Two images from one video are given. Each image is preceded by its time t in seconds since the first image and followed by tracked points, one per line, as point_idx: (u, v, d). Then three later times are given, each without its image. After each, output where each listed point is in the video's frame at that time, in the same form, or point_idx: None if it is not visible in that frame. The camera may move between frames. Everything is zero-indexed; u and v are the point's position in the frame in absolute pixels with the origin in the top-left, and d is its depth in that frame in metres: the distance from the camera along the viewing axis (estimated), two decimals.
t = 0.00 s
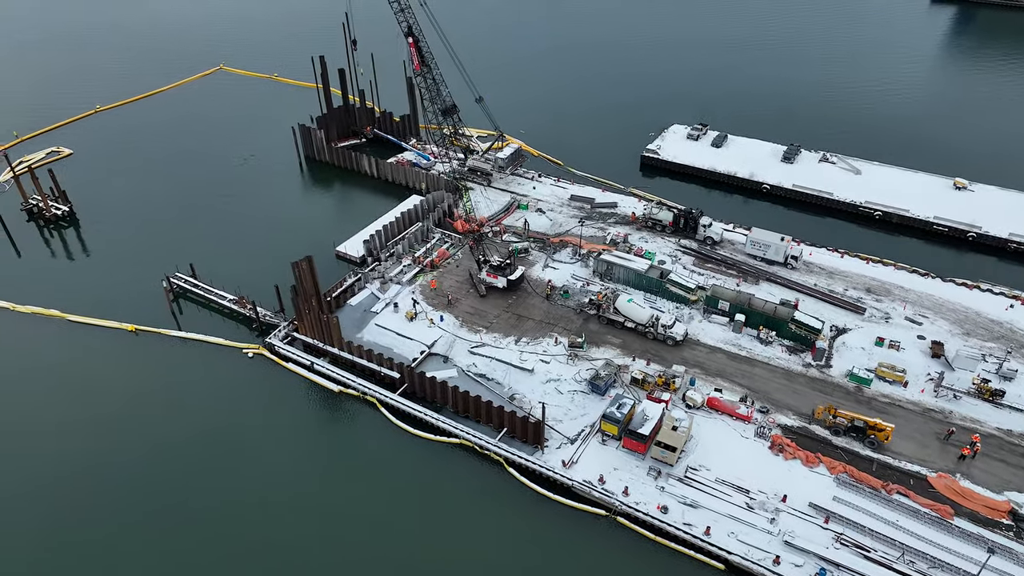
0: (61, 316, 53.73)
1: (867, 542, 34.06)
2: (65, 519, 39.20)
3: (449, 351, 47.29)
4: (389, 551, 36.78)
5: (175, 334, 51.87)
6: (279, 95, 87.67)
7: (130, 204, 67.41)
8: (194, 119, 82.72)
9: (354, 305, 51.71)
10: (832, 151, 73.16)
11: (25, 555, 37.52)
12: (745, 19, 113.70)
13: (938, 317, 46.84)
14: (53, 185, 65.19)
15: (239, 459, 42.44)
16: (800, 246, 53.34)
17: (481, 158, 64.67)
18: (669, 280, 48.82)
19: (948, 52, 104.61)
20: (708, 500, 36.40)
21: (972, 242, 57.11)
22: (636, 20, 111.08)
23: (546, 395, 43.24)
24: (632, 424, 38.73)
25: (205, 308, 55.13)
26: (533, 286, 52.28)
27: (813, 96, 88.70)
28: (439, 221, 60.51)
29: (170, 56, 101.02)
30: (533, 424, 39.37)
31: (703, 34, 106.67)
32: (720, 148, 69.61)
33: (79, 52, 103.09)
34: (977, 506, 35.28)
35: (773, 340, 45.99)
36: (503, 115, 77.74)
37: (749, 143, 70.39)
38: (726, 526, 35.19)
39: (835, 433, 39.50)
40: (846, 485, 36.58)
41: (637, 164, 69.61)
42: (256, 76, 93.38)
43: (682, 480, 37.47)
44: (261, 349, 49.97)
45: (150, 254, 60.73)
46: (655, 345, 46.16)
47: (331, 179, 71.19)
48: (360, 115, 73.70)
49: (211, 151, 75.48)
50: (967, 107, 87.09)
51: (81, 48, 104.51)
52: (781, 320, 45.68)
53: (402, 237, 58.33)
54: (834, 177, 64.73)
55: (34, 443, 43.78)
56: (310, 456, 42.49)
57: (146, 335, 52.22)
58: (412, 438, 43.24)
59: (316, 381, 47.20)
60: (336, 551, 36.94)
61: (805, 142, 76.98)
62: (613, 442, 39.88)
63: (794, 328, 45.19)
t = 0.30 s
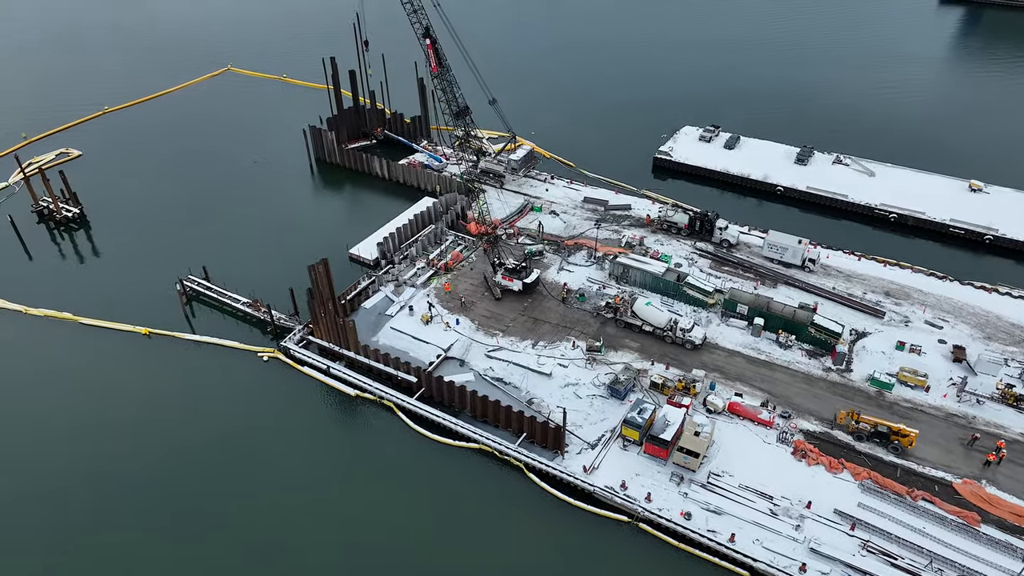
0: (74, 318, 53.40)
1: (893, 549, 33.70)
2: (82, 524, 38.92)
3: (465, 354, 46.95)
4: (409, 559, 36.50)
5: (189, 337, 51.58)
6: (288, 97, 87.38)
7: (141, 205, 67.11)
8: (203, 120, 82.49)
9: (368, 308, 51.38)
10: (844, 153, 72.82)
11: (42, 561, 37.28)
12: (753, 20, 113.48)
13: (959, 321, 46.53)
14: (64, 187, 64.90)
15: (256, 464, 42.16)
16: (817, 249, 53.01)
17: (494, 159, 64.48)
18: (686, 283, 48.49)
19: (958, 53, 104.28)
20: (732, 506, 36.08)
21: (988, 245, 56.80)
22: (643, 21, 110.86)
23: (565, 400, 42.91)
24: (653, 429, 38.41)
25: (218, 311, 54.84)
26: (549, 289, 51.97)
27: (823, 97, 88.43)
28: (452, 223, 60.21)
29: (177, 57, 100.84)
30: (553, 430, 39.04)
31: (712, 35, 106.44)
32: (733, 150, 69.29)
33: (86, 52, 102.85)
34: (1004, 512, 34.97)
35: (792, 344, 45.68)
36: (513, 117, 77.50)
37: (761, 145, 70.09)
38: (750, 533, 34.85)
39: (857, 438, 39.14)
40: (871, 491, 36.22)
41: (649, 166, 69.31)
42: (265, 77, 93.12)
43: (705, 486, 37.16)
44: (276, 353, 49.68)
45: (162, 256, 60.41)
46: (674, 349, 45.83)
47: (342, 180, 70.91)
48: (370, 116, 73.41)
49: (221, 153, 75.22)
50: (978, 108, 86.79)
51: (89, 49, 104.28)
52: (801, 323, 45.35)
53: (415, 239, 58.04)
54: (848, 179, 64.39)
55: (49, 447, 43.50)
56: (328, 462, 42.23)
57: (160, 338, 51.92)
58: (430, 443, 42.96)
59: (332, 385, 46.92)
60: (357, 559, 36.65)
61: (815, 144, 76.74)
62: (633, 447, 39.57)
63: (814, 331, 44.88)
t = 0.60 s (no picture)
0: (87, 322, 53.22)
1: (920, 557, 33.34)
2: (97, 528, 38.84)
3: (482, 358, 46.61)
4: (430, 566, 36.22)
5: (203, 341, 51.35)
6: (298, 98, 87.24)
7: (153, 208, 66.97)
8: (212, 122, 82.33)
9: (383, 311, 51.05)
10: (857, 155, 72.59)
11: (61, 564, 37.33)
12: (761, 21, 113.30)
13: (979, 325, 46.20)
14: (75, 189, 64.74)
15: (274, 469, 41.90)
16: (834, 252, 52.70)
17: (507, 161, 64.32)
18: (704, 287, 48.18)
19: (967, 54, 103.96)
20: (756, 513, 35.74)
21: (1005, 247, 56.51)
22: (652, 22, 110.65)
23: (584, 404, 42.59)
24: (675, 434, 38.08)
25: (232, 314, 54.63)
26: (565, 292, 51.63)
27: (833, 98, 88.23)
28: (465, 226, 59.93)
29: (185, 58, 100.76)
30: (574, 435, 38.72)
31: (720, 36, 106.24)
32: (745, 151, 69.00)
33: (94, 53, 102.80)
34: None
35: (812, 347, 45.40)
36: (524, 119, 77.28)
37: (774, 146, 69.78)
38: (775, 540, 34.49)
39: (881, 443, 38.80)
40: (896, 498, 35.86)
41: (662, 168, 69.07)
42: (274, 79, 92.97)
43: (728, 492, 36.82)
44: (292, 357, 49.41)
45: (175, 259, 60.27)
46: (693, 353, 45.53)
47: (353, 182, 70.66)
48: (381, 117, 73.13)
49: (231, 155, 75.03)
50: (989, 109, 86.45)
51: (96, 50, 104.24)
52: (820, 327, 45.03)
53: (429, 242, 57.72)
54: (862, 181, 64.08)
55: (65, 452, 43.39)
56: (346, 467, 41.97)
57: (174, 342, 51.72)
58: (449, 447, 42.65)
59: (349, 389, 46.63)
60: (377, 566, 36.37)
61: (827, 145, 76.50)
62: (655, 453, 39.24)
63: (833, 335, 44.59)
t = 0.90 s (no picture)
0: (99, 325, 52.93)
1: (948, 565, 32.98)
2: (114, 535, 38.50)
3: (498, 362, 46.28)
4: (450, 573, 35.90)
5: (217, 344, 51.05)
6: (306, 99, 86.96)
7: (163, 210, 66.65)
8: (221, 123, 82.16)
9: (398, 314, 50.71)
10: (869, 156, 72.29)
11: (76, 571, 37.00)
12: (768, 22, 113.17)
13: (1000, 329, 45.87)
14: (85, 190, 64.48)
15: (291, 474, 41.62)
16: (851, 255, 52.38)
17: (519, 162, 63.91)
18: (722, 290, 47.87)
19: (977, 54, 103.61)
20: (780, 520, 35.43)
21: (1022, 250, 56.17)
22: (659, 24, 110.48)
23: (603, 409, 42.26)
24: (697, 439, 37.78)
25: (245, 317, 54.30)
26: (580, 295, 51.29)
27: (843, 99, 87.96)
28: (478, 228, 59.63)
29: (193, 60, 100.65)
30: (595, 440, 38.40)
31: (728, 37, 106.00)
32: (758, 153, 68.70)
33: (102, 56, 102.71)
34: None
35: (831, 351, 45.07)
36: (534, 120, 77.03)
37: (787, 148, 69.47)
38: (800, 548, 34.15)
39: (904, 449, 38.46)
40: (921, 504, 35.53)
41: (674, 170, 68.79)
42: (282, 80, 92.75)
43: (752, 498, 36.51)
44: (307, 360, 49.09)
45: (186, 261, 59.95)
46: (711, 357, 45.26)
47: (363, 183, 70.36)
48: (391, 119, 72.83)
49: (241, 157, 74.75)
50: (1000, 109, 86.07)
51: (103, 53, 104.04)
52: (840, 331, 44.70)
53: (442, 244, 57.40)
54: (876, 183, 63.79)
55: (80, 456, 43.05)
56: (364, 472, 41.69)
57: (187, 345, 51.40)
58: (467, 452, 42.34)
59: (365, 393, 46.31)
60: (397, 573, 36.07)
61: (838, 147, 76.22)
62: (676, 458, 38.93)
63: (853, 339, 44.26)
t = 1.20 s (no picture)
0: (111, 327, 52.58)
1: (974, 572, 32.63)
2: (129, 540, 38.18)
3: (514, 365, 45.95)
4: None
5: (230, 347, 50.70)
6: (315, 100, 86.63)
7: (173, 211, 66.30)
8: (230, 124, 81.88)
9: (411, 317, 50.39)
10: (881, 157, 71.96)
11: None
12: (776, 23, 112.93)
13: (1019, 333, 45.54)
14: (95, 191, 64.19)
15: (307, 479, 41.29)
16: (867, 257, 52.07)
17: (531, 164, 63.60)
18: (738, 293, 47.52)
19: (987, 55, 103.20)
20: (803, 526, 35.06)
21: None
22: (667, 25, 110.33)
23: (621, 413, 41.95)
24: (718, 444, 37.46)
25: (258, 320, 53.93)
26: (595, 298, 50.94)
27: (853, 100, 87.65)
28: (490, 230, 59.31)
29: (200, 60, 100.47)
30: (614, 445, 38.07)
31: (737, 38, 105.77)
32: (770, 155, 68.36)
33: (109, 56, 102.60)
34: None
35: (850, 355, 44.72)
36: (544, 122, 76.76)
37: (799, 150, 69.10)
38: (824, 554, 33.79)
39: (926, 454, 38.13)
40: (945, 510, 35.17)
41: (686, 171, 68.46)
42: (290, 81, 92.50)
43: (774, 504, 36.15)
44: (321, 363, 48.73)
45: (198, 263, 59.58)
46: (729, 361, 44.95)
47: (374, 184, 70.03)
48: (402, 119, 72.48)
49: (250, 158, 74.45)
50: (1012, 110, 85.69)
51: (111, 54, 103.79)
52: (858, 334, 44.37)
53: (455, 246, 57.09)
54: (890, 185, 63.41)
55: (94, 459, 42.75)
56: (381, 476, 41.36)
57: (200, 347, 51.04)
58: (484, 456, 42.01)
59: (381, 397, 45.96)
60: None
61: (850, 149, 75.89)
62: (696, 463, 38.60)
63: (872, 343, 43.94)
